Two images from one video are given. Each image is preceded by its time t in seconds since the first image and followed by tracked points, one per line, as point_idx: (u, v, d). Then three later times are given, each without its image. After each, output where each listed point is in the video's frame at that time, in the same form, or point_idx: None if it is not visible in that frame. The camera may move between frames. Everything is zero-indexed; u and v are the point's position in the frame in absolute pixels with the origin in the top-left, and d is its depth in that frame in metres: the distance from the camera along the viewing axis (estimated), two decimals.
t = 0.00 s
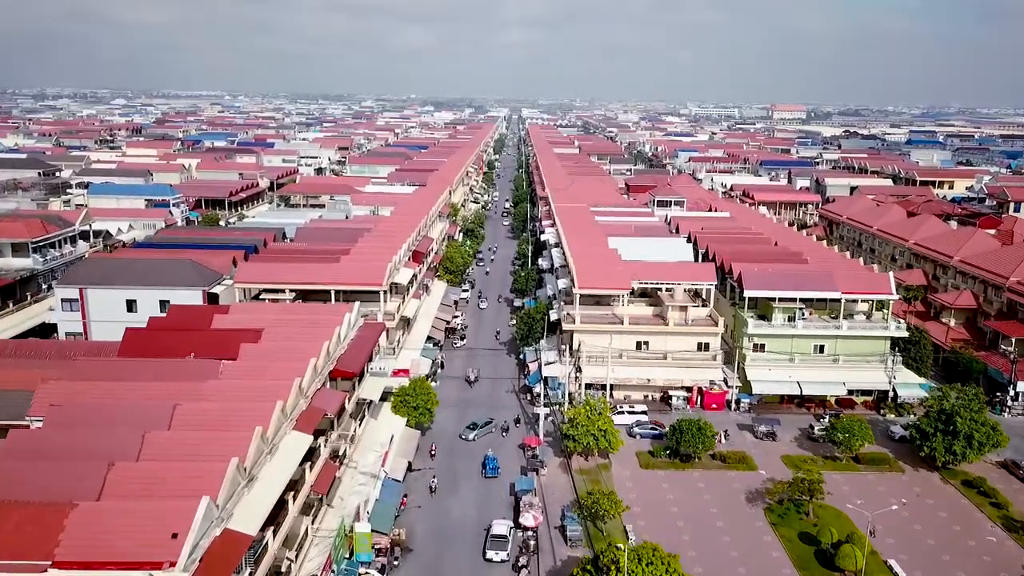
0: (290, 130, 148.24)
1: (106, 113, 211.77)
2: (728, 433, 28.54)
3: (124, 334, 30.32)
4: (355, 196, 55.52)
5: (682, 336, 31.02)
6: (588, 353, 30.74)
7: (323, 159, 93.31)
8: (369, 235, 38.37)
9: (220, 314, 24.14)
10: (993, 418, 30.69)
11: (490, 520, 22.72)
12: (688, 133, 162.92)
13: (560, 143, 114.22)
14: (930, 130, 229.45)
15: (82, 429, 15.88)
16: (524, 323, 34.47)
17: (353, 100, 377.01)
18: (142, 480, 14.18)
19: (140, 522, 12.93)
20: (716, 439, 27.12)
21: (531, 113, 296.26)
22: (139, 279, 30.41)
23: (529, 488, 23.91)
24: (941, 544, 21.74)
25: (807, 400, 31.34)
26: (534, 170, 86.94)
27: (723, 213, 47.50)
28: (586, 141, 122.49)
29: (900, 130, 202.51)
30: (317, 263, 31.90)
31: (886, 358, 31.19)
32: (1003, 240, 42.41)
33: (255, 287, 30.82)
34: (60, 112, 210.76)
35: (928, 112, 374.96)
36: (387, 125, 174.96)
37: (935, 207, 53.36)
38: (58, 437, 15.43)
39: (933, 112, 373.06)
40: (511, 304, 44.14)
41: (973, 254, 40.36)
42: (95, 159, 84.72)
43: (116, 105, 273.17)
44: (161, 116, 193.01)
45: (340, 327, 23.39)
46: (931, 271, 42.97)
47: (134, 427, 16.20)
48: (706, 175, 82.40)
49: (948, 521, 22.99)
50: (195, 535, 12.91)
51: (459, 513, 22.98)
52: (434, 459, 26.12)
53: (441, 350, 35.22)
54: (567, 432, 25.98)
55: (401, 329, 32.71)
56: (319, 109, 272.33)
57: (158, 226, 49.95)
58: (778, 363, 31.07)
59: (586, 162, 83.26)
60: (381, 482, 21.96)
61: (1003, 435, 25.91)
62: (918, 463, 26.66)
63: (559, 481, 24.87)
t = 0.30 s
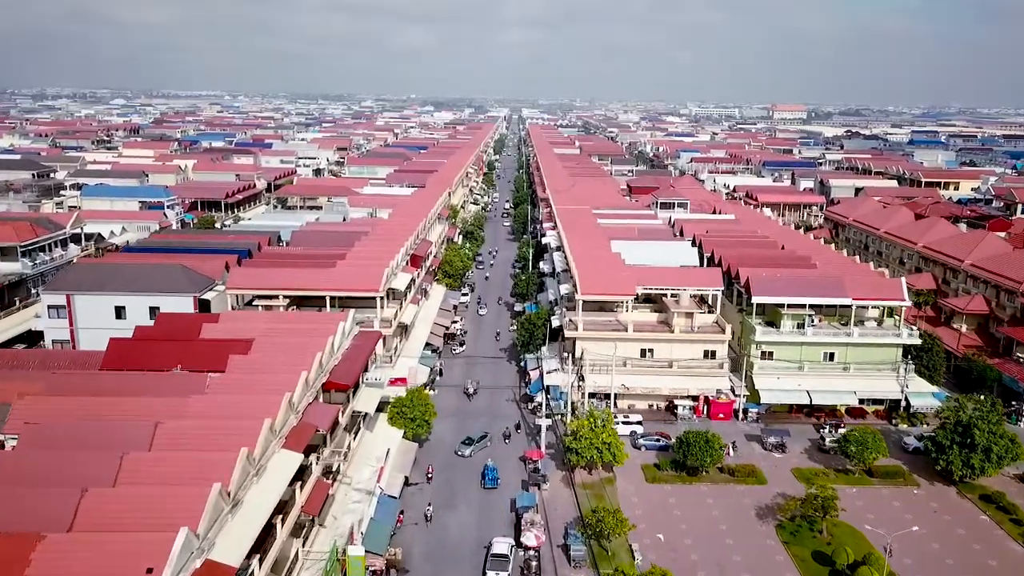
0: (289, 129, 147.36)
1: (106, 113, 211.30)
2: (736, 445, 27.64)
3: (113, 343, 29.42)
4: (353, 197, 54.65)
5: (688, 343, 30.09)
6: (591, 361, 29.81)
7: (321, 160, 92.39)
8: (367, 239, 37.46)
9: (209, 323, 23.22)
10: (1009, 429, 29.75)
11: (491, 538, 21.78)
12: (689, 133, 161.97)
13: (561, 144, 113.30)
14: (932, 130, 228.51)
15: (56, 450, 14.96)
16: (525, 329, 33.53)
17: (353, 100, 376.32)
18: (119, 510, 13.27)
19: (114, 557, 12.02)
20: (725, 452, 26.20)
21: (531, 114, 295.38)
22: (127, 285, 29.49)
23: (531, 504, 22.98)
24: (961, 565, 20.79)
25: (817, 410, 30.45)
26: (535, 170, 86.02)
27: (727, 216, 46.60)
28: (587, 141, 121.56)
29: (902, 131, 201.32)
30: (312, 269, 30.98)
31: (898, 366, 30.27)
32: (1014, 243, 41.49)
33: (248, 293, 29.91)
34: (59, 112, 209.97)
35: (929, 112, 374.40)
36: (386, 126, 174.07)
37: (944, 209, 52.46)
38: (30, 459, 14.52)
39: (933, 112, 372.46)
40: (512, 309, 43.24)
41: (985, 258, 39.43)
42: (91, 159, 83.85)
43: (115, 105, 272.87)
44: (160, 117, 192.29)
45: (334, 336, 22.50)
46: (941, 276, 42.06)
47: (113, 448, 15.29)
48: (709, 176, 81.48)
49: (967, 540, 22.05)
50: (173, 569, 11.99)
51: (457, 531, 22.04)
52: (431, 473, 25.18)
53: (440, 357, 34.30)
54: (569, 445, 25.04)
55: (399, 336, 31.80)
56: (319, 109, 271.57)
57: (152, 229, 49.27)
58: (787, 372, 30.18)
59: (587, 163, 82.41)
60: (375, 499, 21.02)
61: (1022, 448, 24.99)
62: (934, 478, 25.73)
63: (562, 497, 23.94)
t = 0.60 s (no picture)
0: (287, 129, 146.52)
1: (104, 113, 210.42)
2: (745, 457, 26.71)
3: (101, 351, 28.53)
4: (351, 199, 53.72)
5: (694, 351, 29.18)
6: (595, 370, 28.88)
7: (320, 161, 91.52)
8: (363, 242, 36.53)
9: (197, 333, 22.32)
10: None
11: (491, 557, 20.86)
12: (690, 134, 161.05)
13: (562, 144, 112.35)
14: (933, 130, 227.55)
15: (27, 475, 14.07)
16: (527, 336, 32.61)
17: (354, 100, 375.48)
18: (91, 543, 12.40)
19: None
20: (734, 465, 25.28)
21: (532, 114, 294.38)
22: (116, 291, 28.56)
23: (532, 521, 22.09)
24: None
25: (826, 420, 29.56)
26: (535, 171, 85.14)
27: (732, 218, 45.68)
28: (588, 141, 120.67)
29: (904, 130, 200.68)
30: (307, 274, 30.09)
31: (911, 375, 29.33)
32: None
33: (240, 300, 29.02)
34: (56, 113, 208.94)
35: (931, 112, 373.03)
36: (386, 126, 173.26)
37: (952, 211, 51.48)
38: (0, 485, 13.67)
39: (935, 113, 370.93)
40: (512, 314, 42.31)
41: (997, 262, 38.44)
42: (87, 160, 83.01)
43: (113, 105, 271.56)
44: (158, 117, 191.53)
45: (329, 347, 21.57)
46: (951, 280, 41.10)
47: (88, 472, 14.44)
48: (711, 177, 80.56)
49: (988, 560, 21.10)
50: None
51: (456, 550, 21.11)
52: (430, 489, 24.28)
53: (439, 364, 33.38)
54: (572, 459, 24.15)
55: (397, 343, 30.89)
56: (319, 109, 270.61)
57: (146, 232, 48.60)
58: (796, 381, 29.25)
59: (588, 163, 81.48)
60: (370, 518, 20.12)
61: None
62: (950, 492, 24.81)
63: (565, 513, 23.04)
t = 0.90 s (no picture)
0: (286, 129, 145.28)
1: (103, 113, 209.62)
2: (753, 470, 25.80)
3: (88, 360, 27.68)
4: (349, 201, 52.85)
5: (700, 360, 28.26)
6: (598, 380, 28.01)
7: (318, 161, 90.60)
8: (360, 246, 35.65)
9: (184, 343, 21.45)
10: None
11: None
12: (691, 134, 160.07)
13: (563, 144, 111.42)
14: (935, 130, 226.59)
15: None
16: (528, 343, 31.68)
17: (354, 100, 374.80)
18: None
19: None
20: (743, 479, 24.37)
21: (532, 114, 293.59)
22: (103, 298, 27.63)
23: (534, 540, 21.16)
24: None
25: (837, 430, 28.66)
26: (535, 172, 84.23)
27: (737, 221, 44.80)
28: (589, 141, 119.78)
29: (906, 130, 199.52)
30: (300, 280, 29.22)
31: (924, 384, 28.40)
32: None
33: (232, 307, 28.16)
34: (54, 112, 207.96)
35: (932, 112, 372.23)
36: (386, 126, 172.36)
37: (961, 213, 50.52)
38: None
39: (936, 112, 369.98)
40: (513, 318, 41.41)
41: (1010, 266, 37.49)
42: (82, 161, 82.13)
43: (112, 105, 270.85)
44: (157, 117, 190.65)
45: (322, 358, 20.71)
46: (962, 284, 40.18)
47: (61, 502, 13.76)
48: (714, 178, 79.60)
49: None
50: None
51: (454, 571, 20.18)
52: (428, 505, 23.36)
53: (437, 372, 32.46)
54: (575, 474, 23.24)
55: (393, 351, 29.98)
56: (318, 109, 269.62)
57: (140, 234, 47.77)
58: (806, 390, 28.36)
59: (590, 164, 80.58)
60: (364, 539, 19.21)
61: None
62: (967, 508, 23.90)
63: (568, 531, 22.12)
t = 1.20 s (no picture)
0: (284, 130, 144.32)
1: (100, 113, 208.37)
2: (763, 484, 24.87)
3: (74, 369, 26.73)
4: (346, 204, 51.93)
5: (707, 369, 27.34)
6: (602, 390, 27.08)
7: (316, 162, 89.67)
8: (356, 250, 34.71)
9: (171, 355, 20.53)
10: None
11: None
12: (692, 134, 159.19)
13: (563, 145, 110.63)
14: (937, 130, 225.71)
15: None
16: (529, 351, 30.75)
17: (354, 100, 373.97)
18: None
19: None
20: (753, 495, 23.45)
21: (532, 114, 292.40)
22: (89, 305, 26.66)
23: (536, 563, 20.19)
24: None
25: (848, 442, 27.76)
26: (535, 173, 83.31)
27: (742, 223, 43.90)
28: (590, 141, 118.84)
29: (908, 130, 198.65)
30: (294, 286, 28.30)
31: (939, 394, 27.45)
32: None
33: (224, 314, 27.23)
34: (51, 113, 206.60)
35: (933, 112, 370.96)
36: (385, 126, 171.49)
37: (970, 215, 49.61)
38: None
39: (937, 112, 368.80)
40: (513, 324, 40.49)
41: None
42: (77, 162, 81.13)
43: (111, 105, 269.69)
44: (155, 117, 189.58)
45: (315, 371, 19.81)
46: (973, 288, 39.25)
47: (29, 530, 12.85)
48: (716, 179, 78.66)
49: None
50: None
51: None
52: (425, 523, 22.40)
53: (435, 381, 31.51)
54: (578, 492, 22.29)
55: (391, 359, 29.04)
56: (317, 109, 268.44)
57: (134, 237, 46.82)
58: (817, 400, 27.42)
59: (591, 164, 79.63)
60: (357, 562, 18.25)
61: None
62: (987, 524, 22.95)
63: (571, 552, 21.15)
